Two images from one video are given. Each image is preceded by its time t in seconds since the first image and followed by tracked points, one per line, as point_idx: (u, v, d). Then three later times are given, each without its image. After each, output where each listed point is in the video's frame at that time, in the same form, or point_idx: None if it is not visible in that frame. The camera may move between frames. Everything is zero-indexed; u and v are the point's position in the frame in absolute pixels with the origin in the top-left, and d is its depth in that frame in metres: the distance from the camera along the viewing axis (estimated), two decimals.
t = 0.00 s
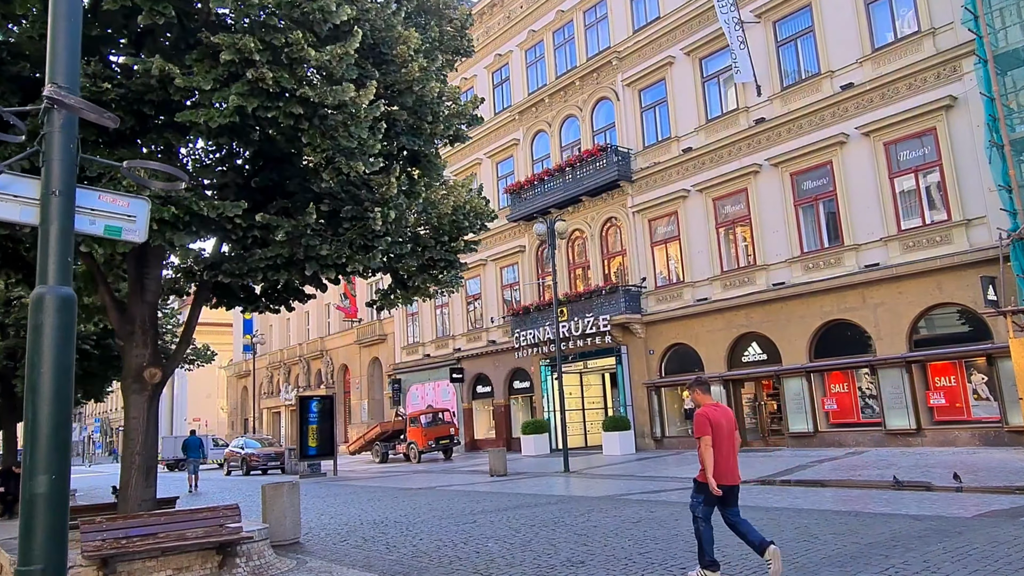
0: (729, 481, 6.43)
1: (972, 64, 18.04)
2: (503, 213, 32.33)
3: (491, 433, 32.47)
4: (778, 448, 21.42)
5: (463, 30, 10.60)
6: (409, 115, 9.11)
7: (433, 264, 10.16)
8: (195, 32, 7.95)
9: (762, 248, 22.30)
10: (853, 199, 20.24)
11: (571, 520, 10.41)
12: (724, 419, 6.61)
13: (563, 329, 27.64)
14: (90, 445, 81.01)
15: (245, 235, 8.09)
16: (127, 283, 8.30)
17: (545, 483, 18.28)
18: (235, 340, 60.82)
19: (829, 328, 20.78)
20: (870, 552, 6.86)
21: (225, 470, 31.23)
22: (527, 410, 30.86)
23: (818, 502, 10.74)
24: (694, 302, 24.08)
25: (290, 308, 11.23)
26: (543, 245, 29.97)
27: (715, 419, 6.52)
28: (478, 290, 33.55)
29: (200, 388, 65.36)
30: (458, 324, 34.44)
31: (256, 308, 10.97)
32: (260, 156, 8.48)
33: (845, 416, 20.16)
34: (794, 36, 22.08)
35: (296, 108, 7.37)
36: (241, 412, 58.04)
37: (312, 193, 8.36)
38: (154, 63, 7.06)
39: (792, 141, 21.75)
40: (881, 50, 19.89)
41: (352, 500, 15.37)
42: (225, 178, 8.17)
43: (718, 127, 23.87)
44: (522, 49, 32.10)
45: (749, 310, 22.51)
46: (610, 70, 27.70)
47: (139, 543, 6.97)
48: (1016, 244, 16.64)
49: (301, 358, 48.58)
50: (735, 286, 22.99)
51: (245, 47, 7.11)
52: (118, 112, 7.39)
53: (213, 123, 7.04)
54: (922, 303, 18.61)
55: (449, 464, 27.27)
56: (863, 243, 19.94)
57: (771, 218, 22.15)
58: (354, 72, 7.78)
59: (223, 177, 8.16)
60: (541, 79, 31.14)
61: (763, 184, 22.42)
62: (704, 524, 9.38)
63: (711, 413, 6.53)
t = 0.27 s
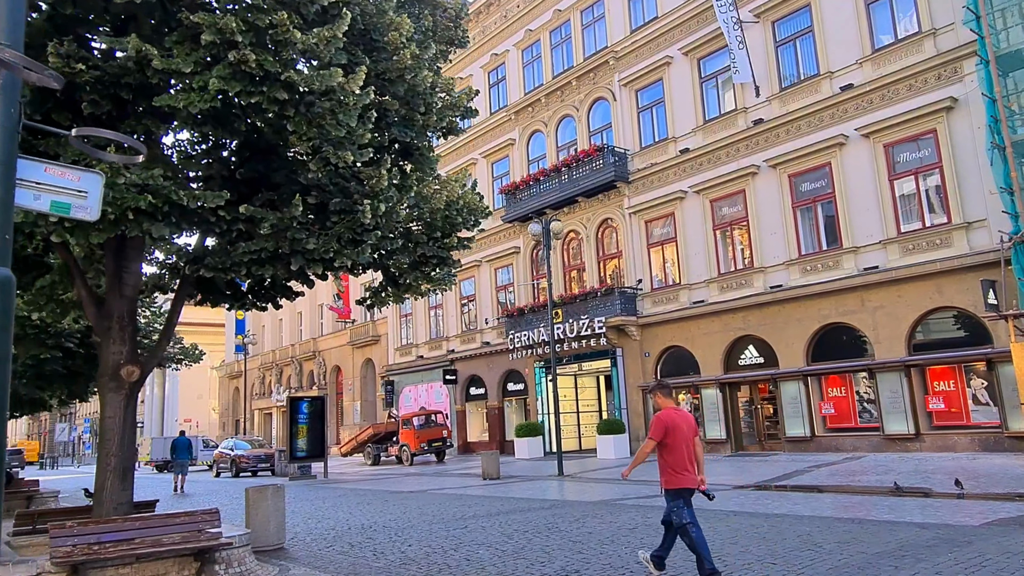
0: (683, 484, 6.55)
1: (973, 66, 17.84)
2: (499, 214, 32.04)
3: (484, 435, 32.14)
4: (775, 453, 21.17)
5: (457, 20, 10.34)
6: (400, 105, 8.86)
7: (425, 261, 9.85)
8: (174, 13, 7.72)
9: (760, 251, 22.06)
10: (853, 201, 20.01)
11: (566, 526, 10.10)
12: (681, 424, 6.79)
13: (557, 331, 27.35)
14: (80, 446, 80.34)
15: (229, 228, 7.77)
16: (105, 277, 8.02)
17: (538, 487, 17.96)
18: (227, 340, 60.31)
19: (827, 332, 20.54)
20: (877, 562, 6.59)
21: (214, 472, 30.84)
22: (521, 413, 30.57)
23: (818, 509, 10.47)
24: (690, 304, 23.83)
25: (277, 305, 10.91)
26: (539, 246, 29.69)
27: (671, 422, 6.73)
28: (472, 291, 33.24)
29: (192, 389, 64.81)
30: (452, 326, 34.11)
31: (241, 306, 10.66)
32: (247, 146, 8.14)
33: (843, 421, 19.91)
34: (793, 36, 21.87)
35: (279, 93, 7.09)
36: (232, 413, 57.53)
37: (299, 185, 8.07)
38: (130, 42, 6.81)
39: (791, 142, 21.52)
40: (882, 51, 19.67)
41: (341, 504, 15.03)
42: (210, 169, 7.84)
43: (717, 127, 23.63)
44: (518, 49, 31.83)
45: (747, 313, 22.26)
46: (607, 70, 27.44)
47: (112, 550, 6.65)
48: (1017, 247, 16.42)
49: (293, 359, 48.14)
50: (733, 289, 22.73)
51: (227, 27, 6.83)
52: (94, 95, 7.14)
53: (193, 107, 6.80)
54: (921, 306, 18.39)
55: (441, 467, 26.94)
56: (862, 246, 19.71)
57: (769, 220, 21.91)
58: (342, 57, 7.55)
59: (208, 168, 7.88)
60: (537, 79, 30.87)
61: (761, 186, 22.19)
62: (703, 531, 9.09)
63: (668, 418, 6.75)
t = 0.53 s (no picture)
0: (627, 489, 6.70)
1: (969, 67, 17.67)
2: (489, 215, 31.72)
3: (474, 439, 31.77)
4: (768, 458, 20.91)
5: (446, 11, 10.07)
6: (386, 97, 8.62)
7: (412, 259, 9.51)
8: None
9: (754, 253, 21.82)
10: (847, 203, 19.79)
11: (556, 535, 9.76)
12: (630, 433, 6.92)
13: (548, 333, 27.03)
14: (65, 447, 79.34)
15: (207, 223, 7.49)
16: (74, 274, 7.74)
17: (528, 493, 17.61)
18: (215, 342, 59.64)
19: (821, 335, 20.32)
20: None
21: (199, 475, 30.35)
22: (511, 417, 30.22)
23: (817, 518, 10.17)
24: (683, 307, 23.57)
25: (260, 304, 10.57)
26: (530, 248, 29.38)
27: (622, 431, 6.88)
28: (462, 293, 32.88)
29: (179, 391, 64.08)
30: (442, 328, 33.73)
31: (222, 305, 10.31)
32: (227, 138, 7.84)
33: (836, 426, 19.66)
34: (787, 37, 21.66)
35: (257, 79, 6.80)
36: (220, 416, 56.87)
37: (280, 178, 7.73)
38: (96, 24, 6.56)
39: (784, 143, 21.32)
40: (877, 52, 19.48)
41: (326, 510, 14.63)
42: (188, 163, 7.53)
43: (710, 129, 23.38)
44: (510, 48, 31.53)
45: (740, 316, 22.01)
46: (599, 70, 27.18)
47: (76, 561, 6.29)
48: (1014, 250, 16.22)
49: (281, 361, 47.59)
50: (726, 291, 22.47)
51: (199, 9, 6.50)
52: (58, 80, 6.99)
53: (164, 93, 6.53)
54: (916, 310, 18.19)
55: (430, 471, 26.55)
56: (857, 249, 19.50)
57: (763, 223, 21.67)
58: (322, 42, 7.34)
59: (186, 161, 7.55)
60: (529, 79, 30.58)
61: (755, 188, 21.97)
62: (699, 541, 8.77)
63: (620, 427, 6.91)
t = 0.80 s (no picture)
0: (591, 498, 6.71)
1: (971, 71, 17.48)
2: (485, 218, 31.47)
3: (468, 444, 31.43)
4: (766, 465, 20.62)
5: (440, 3, 9.85)
6: (376, 88, 8.42)
7: (403, 258, 9.24)
8: None
9: (751, 258, 21.57)
10: (847, 208, 19.54)
11: (550, 544, 9.44)
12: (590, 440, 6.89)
13: (544, 338, 26.73)
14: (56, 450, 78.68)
15: (189, 216, 7.25)
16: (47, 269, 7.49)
17: (522, 499, 17.31)
18: (208, 345, 59.21)
19: (820, 342, 20.05)
20: None
21: (189, 479, 29.95)
22: (506, 422, 29.89)
23: (818, 528, 9.87)
24: (680, 312, 23.30)
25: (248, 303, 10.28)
26: (526, 252, 29.12)
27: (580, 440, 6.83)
28: (457, 297, 32.58)
29: (172, 394, 63.57)
30: (436, 332, 33.40)
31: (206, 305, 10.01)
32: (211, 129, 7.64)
33: (835, 433, 19.38)
34: (787, 40, 21.47)
35: (238, 63, 6.56)
36: (212, 420, 56.38)
37: (265, 171, 7.48)
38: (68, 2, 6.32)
39: (783, 147, 21.11)
40: (877, 56, 19.28)
41: (314, 517, 14.28)
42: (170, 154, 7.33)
43: (708, 132, 23.16)
44: (508, 51, 31.32)
45: (737, 321, 21.75)
46: (597, 73, 26.97)
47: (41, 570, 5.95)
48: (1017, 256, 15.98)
49: (274, 365, 47.22)
50: (724, 296, 22.20)
51: None
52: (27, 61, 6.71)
53: (139, 76, 6.30)
54: (917, 316, 17.95)
55: (422, 477, 26.21)
56: (857, 254, 19.25)
57: (761, 227, 21.43)
58: (307, 25, 7.13)
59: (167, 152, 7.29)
60: (526, 82, 30.36)
61: (753, 192, 21.73)
62: (697, 551, 8.47)
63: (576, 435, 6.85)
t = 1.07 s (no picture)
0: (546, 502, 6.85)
1: (975, 71, 17.22)
2: (482, 220, 31.15)
3: (464, 449, 31.06)
4: (766, 471, 20.29)
5: None
6: (367, 79, 8.14)
7: (396, 257, 8.90)
8: None
9: (751, 261, 21.28)
10: (849, 210, 19.25)
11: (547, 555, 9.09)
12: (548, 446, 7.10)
13: (541, 342, 26.38)
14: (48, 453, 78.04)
15: (169, 211, 6.94)
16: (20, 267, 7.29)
17: (518, 506, 16.94)
18: (202, 348, 58.70)
19: (821, 346, 19.76)
20: None
21: (180, 484, 29.52)
22: (502, 427, 29.54)
23: (825, 538, 9.53)
24: (679, 315, 22.99)
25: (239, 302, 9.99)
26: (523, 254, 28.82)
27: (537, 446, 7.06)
28: (453, 299, 32.24)
29: (165, 397, 63.01)
30: (432, 335, 33.03)
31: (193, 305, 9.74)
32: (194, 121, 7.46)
33: (836, 439, 19.06)
34: (788, 40, 21.20)
35: (217, 46, 6.31)
36: (205, 423, 55.87)
37: (250, 164, 7.17)
38: None
39: (783, 149, 20.84)
40: (879, 56, 19.02)
41: (304, 524, 13.91)
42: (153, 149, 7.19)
43: (707, 133, 22.89)
44: (505, 51, 31.03)
45: (737, 325, 21.44)
46: (595, 74, 26.69)
47: None
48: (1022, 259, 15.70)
49: (268, 368, 46.80)
50: (724, 300, 21.89)
51: None
52: None
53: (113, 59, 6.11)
54: (920, 319, 17.65)
55: (417, 482, 25.83)
56: (859, 257, 18.96)
57: (762, 229, 21.13)
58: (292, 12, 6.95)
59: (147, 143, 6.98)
60: (524, 82, 30.06)
61: (754, 193, 21.44)
62: (701, 563, 8.12)
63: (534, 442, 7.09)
